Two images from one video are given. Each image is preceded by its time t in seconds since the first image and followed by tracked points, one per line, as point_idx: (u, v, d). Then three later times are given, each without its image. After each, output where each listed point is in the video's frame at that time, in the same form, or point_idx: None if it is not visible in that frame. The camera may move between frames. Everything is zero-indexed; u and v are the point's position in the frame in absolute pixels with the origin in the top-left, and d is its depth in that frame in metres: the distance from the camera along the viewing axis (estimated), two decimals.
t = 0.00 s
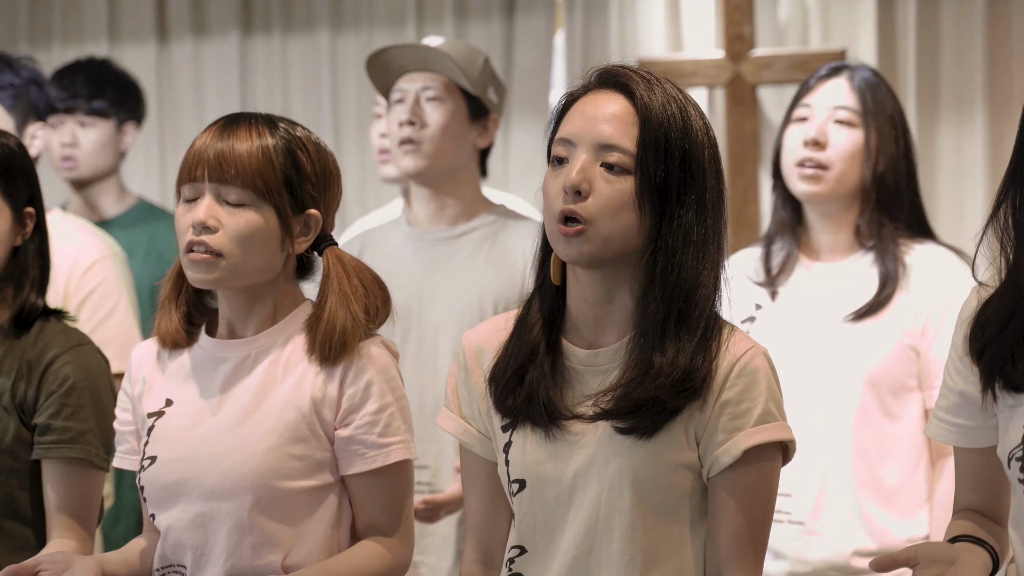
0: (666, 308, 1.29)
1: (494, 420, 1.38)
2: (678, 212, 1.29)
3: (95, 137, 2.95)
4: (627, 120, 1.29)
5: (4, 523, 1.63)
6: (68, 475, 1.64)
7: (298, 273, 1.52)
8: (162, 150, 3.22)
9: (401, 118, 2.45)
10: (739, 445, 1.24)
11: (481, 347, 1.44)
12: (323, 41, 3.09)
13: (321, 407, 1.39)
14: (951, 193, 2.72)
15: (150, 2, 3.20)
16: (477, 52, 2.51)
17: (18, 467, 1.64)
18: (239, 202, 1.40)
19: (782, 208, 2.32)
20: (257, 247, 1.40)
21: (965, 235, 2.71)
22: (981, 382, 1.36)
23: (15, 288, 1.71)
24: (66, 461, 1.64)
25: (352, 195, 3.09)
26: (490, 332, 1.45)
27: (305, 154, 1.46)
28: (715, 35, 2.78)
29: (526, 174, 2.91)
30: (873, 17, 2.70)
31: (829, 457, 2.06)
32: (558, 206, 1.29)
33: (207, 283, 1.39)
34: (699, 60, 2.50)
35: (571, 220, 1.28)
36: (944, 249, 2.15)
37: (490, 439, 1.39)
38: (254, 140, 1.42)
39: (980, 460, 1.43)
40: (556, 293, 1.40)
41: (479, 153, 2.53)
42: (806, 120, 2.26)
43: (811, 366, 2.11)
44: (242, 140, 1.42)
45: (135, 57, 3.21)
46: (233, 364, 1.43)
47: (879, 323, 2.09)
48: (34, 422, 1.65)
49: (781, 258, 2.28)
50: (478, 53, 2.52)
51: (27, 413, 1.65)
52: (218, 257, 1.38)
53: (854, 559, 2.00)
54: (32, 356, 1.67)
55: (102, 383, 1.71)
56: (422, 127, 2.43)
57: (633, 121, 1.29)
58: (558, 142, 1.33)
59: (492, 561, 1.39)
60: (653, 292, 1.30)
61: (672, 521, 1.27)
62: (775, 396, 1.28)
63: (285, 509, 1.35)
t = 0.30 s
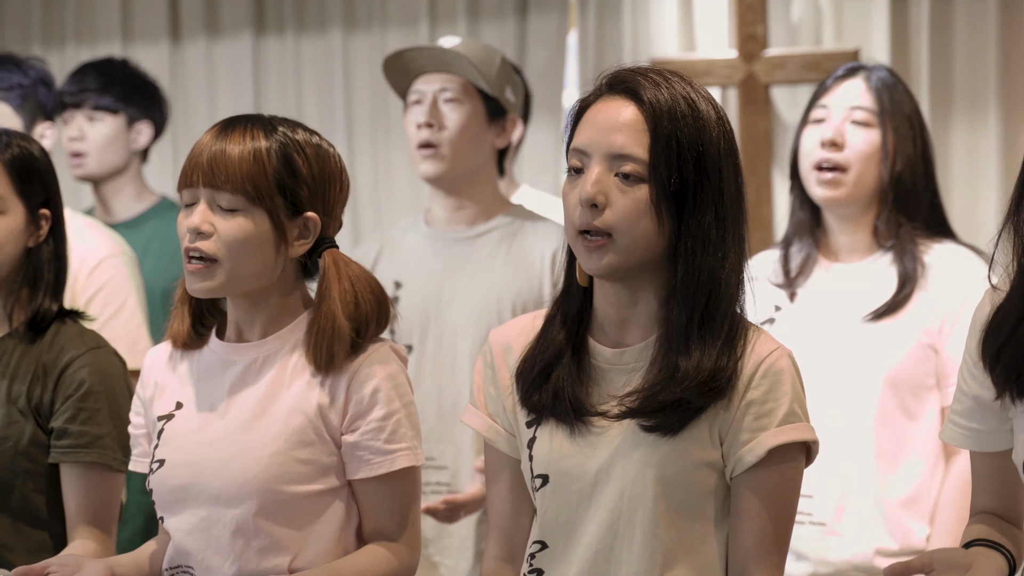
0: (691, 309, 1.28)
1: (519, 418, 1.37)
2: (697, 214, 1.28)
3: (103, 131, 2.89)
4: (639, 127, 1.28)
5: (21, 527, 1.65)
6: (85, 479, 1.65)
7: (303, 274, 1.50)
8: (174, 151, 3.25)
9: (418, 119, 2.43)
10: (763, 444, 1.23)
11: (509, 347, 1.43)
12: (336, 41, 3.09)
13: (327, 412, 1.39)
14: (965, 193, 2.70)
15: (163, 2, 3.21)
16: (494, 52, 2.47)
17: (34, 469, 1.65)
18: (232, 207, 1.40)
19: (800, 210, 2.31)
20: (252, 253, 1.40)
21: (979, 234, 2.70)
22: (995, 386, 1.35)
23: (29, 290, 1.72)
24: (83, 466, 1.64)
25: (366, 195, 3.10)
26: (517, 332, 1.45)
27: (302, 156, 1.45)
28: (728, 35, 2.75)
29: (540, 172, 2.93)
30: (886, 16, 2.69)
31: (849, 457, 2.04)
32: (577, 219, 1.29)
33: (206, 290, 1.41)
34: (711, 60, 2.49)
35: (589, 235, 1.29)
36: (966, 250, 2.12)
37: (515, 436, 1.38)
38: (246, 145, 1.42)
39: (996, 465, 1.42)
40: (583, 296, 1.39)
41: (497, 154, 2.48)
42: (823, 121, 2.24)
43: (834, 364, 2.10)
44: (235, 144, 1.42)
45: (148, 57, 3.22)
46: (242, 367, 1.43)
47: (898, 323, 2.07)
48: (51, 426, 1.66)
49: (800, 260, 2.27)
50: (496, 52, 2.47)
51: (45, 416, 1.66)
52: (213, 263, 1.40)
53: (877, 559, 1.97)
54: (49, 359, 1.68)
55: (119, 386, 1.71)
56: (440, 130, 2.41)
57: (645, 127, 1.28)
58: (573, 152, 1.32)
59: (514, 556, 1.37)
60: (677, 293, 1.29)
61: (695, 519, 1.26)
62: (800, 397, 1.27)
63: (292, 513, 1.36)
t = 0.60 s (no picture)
0: (711, 310, 1.28)
1: (540, 418, 1.37)
2: (715, 217, 1.28)
3: (109, 127, 2.93)
4: (654, 134, 1.27)
5: (33, 527, 1.66)
6: (96, 479, 1.65)
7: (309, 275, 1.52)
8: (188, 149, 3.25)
9: (437, 117, 2.42)
10: (787, 445, 1.23)
11: (530, 347, 1.43)
12: (350, 42, 3.10)
13: (333, 414, 1.39)
14: (979, 193, 2.68)
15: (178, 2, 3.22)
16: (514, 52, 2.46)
17: (45, 469, 1.66)
18: (245, 209, 1.41)
19: (808, 210, 2.31)
20: (265, 253, 1.41)
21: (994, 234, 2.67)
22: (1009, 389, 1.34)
23: (41, 289, 1.73)
24: (93, 466, 1.65)
25: (380, 194, 3.10)
26: (539, 332, 1.44)
27: (311, 158, 1.46)
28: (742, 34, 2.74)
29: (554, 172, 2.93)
30: (899, 15, 2.68)
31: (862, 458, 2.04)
32: (595, 226, 1.28)
33: (219, 291, 1.41)
34: (725, 60, 2.48)
35: (609, 239, 1.28)
36: (976, 249, 2.12)
37: (536, 435, 1.38)
38: (257, 145, 1.42)
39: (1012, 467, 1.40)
40: (603, 295, 1.38)
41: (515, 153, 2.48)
42: (830, 121, 2.23)
43: (848, 362, 2.09)
44: (243, 146, 1.42)
45: (162, 57, 3.24)
46: (248, 370, 1.44)
47: (909, 321, 2.06)
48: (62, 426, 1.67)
49: (810, 262, 2.27)
50: (514, 52, 2.46)
51: (56, 416, 1.68)
52: (226, 265, 1.40)
53: (889, 559, 1.98)
54: (60, 358, 1.69)
55: (130, 388, 1.71)
56: (458, 127, 2.40)
57: (660, 133, 1.27)
58: (589, 159, 1.31)
59: (534, 555, 1.38)
60: (697, 295, 1.29)
61: (715, 519, 1.26)
62: (821, 398, 1.27)
63: (299, 515, 1.36)
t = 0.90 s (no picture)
0: (718, 313, 1.28)
1: (551, 420, 1.37)
2: (724, 218, 1.28)
3: (107, 126, 2.99)
4: (665, 134, 1.27)
5: (37, 526, 1.67)
6: (103, 479, 1.66)
7: (315, 277, 1.53)
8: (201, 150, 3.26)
9: (453, 120, 2.43)
10: (797, 447, 1.22)
11: (541, 346, 1.43)
12: (362, 42, 3.11)
13: (344, 412, 1.40)
14: (992, 193, 2.67)
15: (191, 2, 3.24)
16: (528, 52, 2.46)
17: (51, 469, 1.67)
18: (267, 208, 1.41)
19: (810, 214, 2.30)
20: (286, 251, 1.42)
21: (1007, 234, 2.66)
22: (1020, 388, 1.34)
23: (53, 288, 1.75)
24: (100, 468, 1.65)
25: (393, 193, 3.11)
26: (550, 331, 1.44)
27: (324, 157, 1.47)
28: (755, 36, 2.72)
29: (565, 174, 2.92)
30: (913, 14, 2.67)
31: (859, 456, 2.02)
32: (606, 227, 1.28)
33: (236, 293, 1.41)
34: (738, 60, 2.48)
35: (622, 244, 1.28)
36: (979, 250, 2.09)
37: (547, 437, 1.38)
38: (275, 143, 1.43)
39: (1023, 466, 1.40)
40: (611, 297, 1.38)
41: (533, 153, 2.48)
42: (828, 123, 2.23)
43: (852, 360, 2.07)
44: (264, 143, 1.42)
45: (175, 57, 3.25)
46: (254, 371, 1.44)
47: (911, 318, 2.05)
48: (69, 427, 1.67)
49: (813, 267, 2.25)
50: (528, 51, 2.47)
51: (63, 417, 1.68)
52: (247, 265, 1.40)
53: (887, 558, 1.95)
54: (69, 359, 1.70)
55: (137, 391, 1.70)
56: (474, 130, 2.40)
57: (671, 134, 1.27)
58: (600, 159, 1.31)
59: (545, 556, 1.38)
60: (706, 296, 1.29)
61: (725, 522, 1.26)
62: (830, 399, 1.26)
63: (311, 512, 1.37)
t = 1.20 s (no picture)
0: (730, 314, 1.27)
1: (560, 424, 1.37)
2: (737, 216, 1.28)
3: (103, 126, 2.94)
4: (685, 126, 1.28)
5: (42, 524, 1.68)
6: (110, 479, 1.67)
7: (326, 276, 1.53)
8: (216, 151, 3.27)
9: (467, 120, 2.44)
10: (809, 448, 1.22)
11: (547, 349, 1.43)
12: (376, 42, 3.11)
13: (356, 411, 1.40)
14: (1007, 193, 2.66)
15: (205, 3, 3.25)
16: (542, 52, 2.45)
17: (57, 468, 1.68)
18: (270, 205, 1.42)
19: (807, 214, 2.29)
20: (291, 249, 1.42)
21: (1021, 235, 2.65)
22: None
23: (64, 288, 1.76)
24: (107, 467, 1.66)
25: (407, 193, 3.11)
26: (555, 333, 1.44)
27: (333, 158, 1.48)
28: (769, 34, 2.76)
29: (578, 176, 2.92)
30: (927, 13, 2.66)
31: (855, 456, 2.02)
32: (618, 215, 1.28)
33: (241, 291, 1.41)
34: (752, 60, 2.47)
35: (633, 230, 1.28)
36: (970, 246, 2.10)
37: (557, 441, 1.38)
38: (281, 143, 1.43)
39: None
40: (617, 298, 1.38)
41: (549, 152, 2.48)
42: (824, 126, 2.23)
43: (854, 356, 2.08)
44: (269, 143, 1.43)
45: (190, 57, 3.27)
46: (267, 370, 1.45)
47: (906, 318, 2.06)
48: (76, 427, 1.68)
49: (814, 269, 2.25)
50: (542, 50, 2.46)
51: (71, 416, 1.69)
52: (253, 262, 1.41)
53: (878, 556, 1.94)
54: (77, 359, 1.71)
55: (144, 392, 1.71)
56: (488, 129, 2.40)
57: (691, 126, 1.28)
58: (616, 148, 1.32)
59: (556, 560, 1.39)
60: (716, 298, 1.28)
61: (740, 523, 1.25)
62: (842, 399, 1.26)
63: (325, 512, 1.37)
